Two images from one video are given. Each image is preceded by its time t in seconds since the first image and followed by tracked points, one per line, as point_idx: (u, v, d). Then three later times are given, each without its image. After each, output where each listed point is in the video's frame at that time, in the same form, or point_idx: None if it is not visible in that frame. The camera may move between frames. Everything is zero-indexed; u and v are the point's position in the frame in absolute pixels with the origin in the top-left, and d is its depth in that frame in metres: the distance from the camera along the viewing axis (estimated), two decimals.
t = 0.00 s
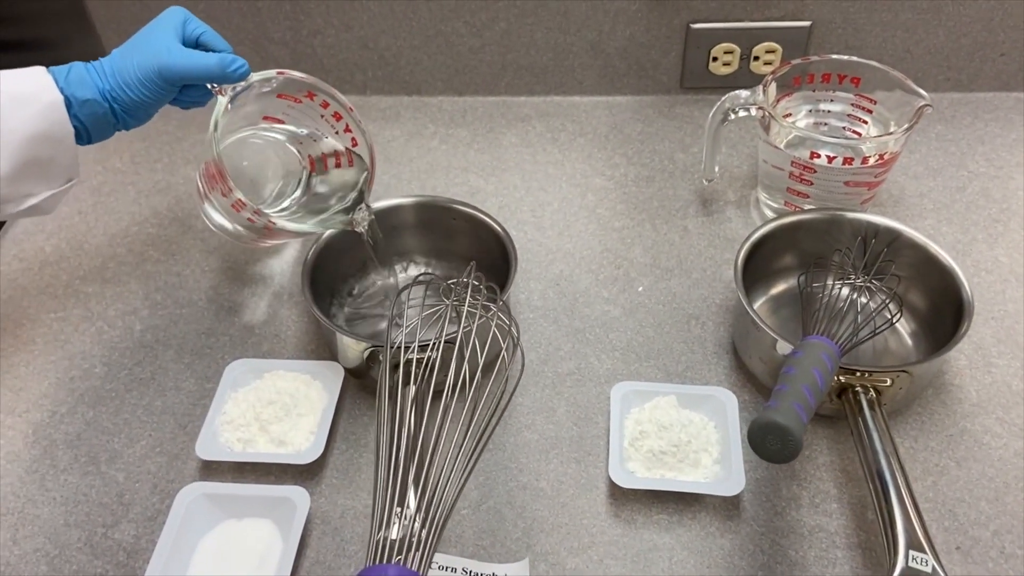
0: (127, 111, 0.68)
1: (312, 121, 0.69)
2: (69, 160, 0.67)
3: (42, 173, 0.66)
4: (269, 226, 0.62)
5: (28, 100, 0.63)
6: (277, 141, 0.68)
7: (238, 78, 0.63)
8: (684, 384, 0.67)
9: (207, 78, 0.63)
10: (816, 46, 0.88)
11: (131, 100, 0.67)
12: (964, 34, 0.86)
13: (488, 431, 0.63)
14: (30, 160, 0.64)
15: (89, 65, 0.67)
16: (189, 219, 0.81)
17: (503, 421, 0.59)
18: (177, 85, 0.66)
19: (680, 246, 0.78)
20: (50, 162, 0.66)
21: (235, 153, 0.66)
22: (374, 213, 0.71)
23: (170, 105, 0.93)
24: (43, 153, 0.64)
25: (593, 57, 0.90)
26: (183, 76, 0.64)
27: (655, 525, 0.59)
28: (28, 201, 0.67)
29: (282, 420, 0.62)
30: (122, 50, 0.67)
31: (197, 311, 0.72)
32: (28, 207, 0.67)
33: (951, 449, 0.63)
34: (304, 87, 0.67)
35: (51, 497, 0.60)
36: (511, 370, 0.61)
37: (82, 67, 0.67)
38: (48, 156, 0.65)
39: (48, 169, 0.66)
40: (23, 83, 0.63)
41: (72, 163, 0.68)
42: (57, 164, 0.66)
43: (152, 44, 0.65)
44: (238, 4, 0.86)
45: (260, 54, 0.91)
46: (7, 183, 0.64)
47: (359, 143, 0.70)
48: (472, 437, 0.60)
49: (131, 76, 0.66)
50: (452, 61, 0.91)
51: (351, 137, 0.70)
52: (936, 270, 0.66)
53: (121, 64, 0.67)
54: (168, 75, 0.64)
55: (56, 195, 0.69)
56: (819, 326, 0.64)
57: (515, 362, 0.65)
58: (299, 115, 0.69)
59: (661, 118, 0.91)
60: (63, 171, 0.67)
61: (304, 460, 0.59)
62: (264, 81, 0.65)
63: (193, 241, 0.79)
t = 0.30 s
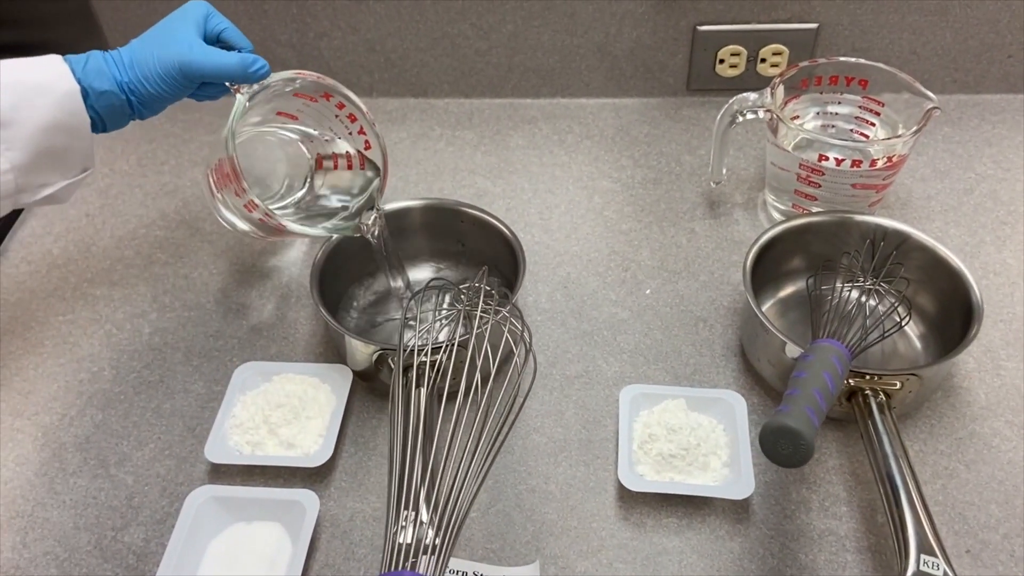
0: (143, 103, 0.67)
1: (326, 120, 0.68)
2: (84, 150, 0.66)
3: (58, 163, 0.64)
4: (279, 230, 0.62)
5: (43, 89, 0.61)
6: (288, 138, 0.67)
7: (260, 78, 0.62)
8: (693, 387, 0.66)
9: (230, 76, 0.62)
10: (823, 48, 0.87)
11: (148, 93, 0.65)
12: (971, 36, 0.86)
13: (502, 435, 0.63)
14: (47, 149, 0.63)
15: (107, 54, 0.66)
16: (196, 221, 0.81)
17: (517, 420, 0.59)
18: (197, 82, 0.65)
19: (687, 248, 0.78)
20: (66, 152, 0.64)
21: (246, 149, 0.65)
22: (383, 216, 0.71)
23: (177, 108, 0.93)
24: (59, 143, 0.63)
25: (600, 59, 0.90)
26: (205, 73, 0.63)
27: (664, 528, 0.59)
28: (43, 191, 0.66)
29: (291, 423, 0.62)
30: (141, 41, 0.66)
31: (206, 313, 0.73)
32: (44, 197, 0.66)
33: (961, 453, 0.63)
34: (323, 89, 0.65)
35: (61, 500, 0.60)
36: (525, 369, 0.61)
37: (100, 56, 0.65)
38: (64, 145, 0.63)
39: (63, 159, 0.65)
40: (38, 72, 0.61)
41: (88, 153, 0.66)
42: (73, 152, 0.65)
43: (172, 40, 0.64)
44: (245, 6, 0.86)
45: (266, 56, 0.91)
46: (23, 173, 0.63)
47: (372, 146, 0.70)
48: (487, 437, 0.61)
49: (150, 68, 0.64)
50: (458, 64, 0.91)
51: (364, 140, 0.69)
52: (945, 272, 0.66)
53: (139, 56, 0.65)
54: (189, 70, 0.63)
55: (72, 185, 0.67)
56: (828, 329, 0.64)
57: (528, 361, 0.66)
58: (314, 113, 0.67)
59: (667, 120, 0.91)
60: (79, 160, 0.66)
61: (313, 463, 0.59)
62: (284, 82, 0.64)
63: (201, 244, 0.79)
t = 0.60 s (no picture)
0: (153, 97, 0.67)
1: (333, 120, 0.68)
2: (96, 142, 0.64)
3: (68, 155, 0.64)
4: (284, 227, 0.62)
5: (54, 80, 0.60)
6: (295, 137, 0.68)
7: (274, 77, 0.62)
8: (695, 386, 0.67)
9: (243, 76, 0.62)
10: (824, 48, 0.88)
11: (160, 88, 0.65)
12: (972, 36, 0.86)
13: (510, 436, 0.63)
14: (57, 140, 0.62)
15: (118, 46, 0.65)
16: (200, 222, 0.81)
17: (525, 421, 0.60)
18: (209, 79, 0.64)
19: (689, 248, 0.78)
20: (77, 144, 0.63)
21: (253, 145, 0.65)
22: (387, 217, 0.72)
23: (181, 109, 0.94)
24: (69, 135, 0.62)
25: (602, 60, 0.90)
26: (218, 72, 0.63)
27: (668, 527, 0.59)
28: (54, 181, 0.65)
29: (296, 423, 0.62)
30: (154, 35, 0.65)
31: (210, 313, 0.73)
32: (55, 187, 0.65)
33: (963, 451, 0.63)
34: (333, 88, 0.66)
35: (67, 500, 0.61)
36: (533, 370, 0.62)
37: (111, 47, 0.65)
38: (75, 136, 0.63)
39: (74, 150, 0.64)
40: (50, 62, 0.60)
41: (99, 145, 0.65)
42: (84, 144, 0.64)
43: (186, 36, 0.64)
44: (248, 8, 0.86)
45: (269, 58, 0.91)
46: (33, 165, 0.62)
47: (379, 147, 0.70)
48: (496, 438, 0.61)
49: (163, 63, 0.64)
50: (461, 64, 0.91)
51: (371, 141, 0.70)
52: (948, 272, 0.66)
53: (151, 51, 0.65)
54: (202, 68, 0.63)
55: (82, 177, 0.67)
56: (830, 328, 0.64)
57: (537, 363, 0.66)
58: (322, 112, 0.68)
59: (669, 120, 0.92)
60: (89, 152, 0.65)
61: (319, 462, 0.59)
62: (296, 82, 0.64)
63: (205, 244, 0.79)
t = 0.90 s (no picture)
0: (161, 91, 0.65)
1: (338, 116, 0.68)
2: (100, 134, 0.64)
3: (72, 147, 0.63)
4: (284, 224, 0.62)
5: (58, 71, 0.59)
6: (300, 131, 0.68)
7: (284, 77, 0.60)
8: (694, 384, 0.67)
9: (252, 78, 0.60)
10: (822, 47, 0.88)
11: (169, 83, 0.64)
12: (969, 35, 0.86)
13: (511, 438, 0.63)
14: (62, 132, 0.61)
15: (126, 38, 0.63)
16: (199, 222, 0.82)
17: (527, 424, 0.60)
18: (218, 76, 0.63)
19: (688, 247, 0.79)
20: (82, 136, 0.62)
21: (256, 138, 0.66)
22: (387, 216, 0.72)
23: (180, 110, 0.94)
24: (74, 127, 0.61)
25: (600, 59, 0.90)
26: (227, 71, 0.61)
27: (667, 525, 0.59)
28: (58, 174, 0.64)
29: (295, 422, 0.62)
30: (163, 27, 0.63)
31: (209, 313, 0.73)
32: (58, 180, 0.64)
33: (961, 449, 0.63)
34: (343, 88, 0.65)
35: (67, 500, 0.61)
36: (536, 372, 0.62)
37: (118, 40, 0.63)
38: (79, 128, 0.62)
39: (78, 143, 0.63)
40: (54, 53, 0.59)
41: (103, 137, 0.65)
42: (88, 136, 0.63)
43: (195, 31, 0.62)
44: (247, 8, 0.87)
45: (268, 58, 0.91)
46: (37, 158, 0.61)
47: (383, 146, 0.70)
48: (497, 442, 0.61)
49: (171, 59, 0.63)
50: (460, 64, 0.91)
51: (375, 140, 0.69)
52: (945, 270, 0.66)
53: (160, 45, 0.63)
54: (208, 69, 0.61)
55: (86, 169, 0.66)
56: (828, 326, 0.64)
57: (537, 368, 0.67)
58: (327, 107, 0.68)
59: (668, 120, 0.92)
60: (94, 144, 0.64)
61: (318, 462, 0.60)
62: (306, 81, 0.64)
63: (204, 244, 0.79)
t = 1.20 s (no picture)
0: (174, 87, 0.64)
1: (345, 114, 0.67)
2: (106, 126, 0.64)
3: (78, 139, 0.64)
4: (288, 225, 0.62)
5: (63, 64, 0.59)
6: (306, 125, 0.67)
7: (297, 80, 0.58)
8: (694, 384, 0.67)
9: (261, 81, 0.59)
10: (821, 47, 0.88)
11: (182, 81, 0.63)
12: (967, 35, 0.86)
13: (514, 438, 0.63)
14: (68, 125, 0.62)
15: (137, 32, 0.62)
16: (198, 223, 0.82)
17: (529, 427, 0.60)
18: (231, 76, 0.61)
19: (687, 247, 0.79)
20: (87, 129, 0.63)
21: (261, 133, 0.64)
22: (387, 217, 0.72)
23: (179, 112, 0.94)
24: (79, 120, 0.62)
25: (599, 59, 0.90)
26: (241, 73, 0.59)
27: (667, 524, 0.59)
28: (64, 165, 0.65)
29: (295, 423, 0.62)
30: (175, 22, 0.62)
31: (209, 314, 0.73)
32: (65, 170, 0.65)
33: (961, 448, 0.63)
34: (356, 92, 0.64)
35: (67, 501, 0.61)
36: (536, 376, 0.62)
37: (129, 34, 0.62)
38: (85, 121, 0.62)
39: (84, 135, 0.64)
40: (60, 46, 0.59)
41: (110, 129, 0.65)
42: (94, 128, 0.63)
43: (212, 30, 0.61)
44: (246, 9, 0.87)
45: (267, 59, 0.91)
46: (43, 150, 0.62)
47: (389, 147, 0.69)
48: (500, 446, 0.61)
49: (185, 58, 0.61)
50: (458, 65, 0.91)
51: (381, 140, 0.68)
52: (944, 269, 0.66)
53: (175, 42, 0.62)
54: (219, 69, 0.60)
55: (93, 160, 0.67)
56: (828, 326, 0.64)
57: (538, 372, 0.67)
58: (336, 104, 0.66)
59: (666, 120, 0.92)
60: (100, 136, 0.65)
61: (318, 462, 0.60)
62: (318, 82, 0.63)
63: (203, 245, 0.79)
